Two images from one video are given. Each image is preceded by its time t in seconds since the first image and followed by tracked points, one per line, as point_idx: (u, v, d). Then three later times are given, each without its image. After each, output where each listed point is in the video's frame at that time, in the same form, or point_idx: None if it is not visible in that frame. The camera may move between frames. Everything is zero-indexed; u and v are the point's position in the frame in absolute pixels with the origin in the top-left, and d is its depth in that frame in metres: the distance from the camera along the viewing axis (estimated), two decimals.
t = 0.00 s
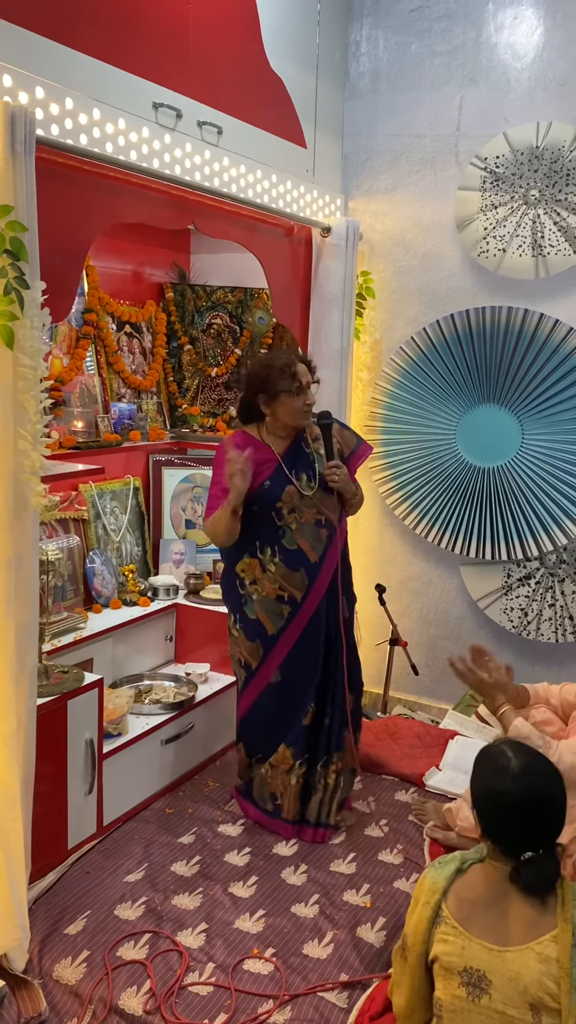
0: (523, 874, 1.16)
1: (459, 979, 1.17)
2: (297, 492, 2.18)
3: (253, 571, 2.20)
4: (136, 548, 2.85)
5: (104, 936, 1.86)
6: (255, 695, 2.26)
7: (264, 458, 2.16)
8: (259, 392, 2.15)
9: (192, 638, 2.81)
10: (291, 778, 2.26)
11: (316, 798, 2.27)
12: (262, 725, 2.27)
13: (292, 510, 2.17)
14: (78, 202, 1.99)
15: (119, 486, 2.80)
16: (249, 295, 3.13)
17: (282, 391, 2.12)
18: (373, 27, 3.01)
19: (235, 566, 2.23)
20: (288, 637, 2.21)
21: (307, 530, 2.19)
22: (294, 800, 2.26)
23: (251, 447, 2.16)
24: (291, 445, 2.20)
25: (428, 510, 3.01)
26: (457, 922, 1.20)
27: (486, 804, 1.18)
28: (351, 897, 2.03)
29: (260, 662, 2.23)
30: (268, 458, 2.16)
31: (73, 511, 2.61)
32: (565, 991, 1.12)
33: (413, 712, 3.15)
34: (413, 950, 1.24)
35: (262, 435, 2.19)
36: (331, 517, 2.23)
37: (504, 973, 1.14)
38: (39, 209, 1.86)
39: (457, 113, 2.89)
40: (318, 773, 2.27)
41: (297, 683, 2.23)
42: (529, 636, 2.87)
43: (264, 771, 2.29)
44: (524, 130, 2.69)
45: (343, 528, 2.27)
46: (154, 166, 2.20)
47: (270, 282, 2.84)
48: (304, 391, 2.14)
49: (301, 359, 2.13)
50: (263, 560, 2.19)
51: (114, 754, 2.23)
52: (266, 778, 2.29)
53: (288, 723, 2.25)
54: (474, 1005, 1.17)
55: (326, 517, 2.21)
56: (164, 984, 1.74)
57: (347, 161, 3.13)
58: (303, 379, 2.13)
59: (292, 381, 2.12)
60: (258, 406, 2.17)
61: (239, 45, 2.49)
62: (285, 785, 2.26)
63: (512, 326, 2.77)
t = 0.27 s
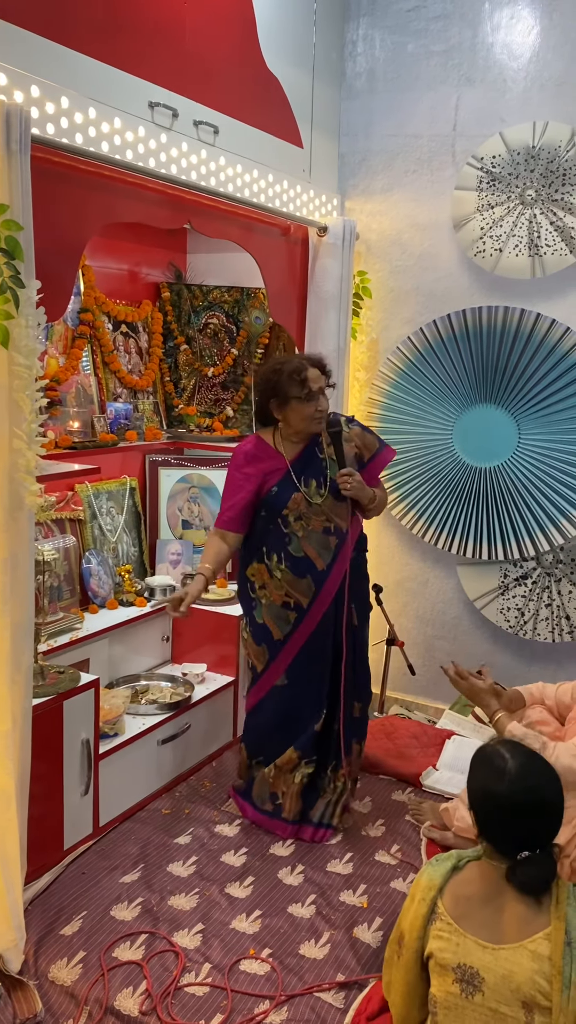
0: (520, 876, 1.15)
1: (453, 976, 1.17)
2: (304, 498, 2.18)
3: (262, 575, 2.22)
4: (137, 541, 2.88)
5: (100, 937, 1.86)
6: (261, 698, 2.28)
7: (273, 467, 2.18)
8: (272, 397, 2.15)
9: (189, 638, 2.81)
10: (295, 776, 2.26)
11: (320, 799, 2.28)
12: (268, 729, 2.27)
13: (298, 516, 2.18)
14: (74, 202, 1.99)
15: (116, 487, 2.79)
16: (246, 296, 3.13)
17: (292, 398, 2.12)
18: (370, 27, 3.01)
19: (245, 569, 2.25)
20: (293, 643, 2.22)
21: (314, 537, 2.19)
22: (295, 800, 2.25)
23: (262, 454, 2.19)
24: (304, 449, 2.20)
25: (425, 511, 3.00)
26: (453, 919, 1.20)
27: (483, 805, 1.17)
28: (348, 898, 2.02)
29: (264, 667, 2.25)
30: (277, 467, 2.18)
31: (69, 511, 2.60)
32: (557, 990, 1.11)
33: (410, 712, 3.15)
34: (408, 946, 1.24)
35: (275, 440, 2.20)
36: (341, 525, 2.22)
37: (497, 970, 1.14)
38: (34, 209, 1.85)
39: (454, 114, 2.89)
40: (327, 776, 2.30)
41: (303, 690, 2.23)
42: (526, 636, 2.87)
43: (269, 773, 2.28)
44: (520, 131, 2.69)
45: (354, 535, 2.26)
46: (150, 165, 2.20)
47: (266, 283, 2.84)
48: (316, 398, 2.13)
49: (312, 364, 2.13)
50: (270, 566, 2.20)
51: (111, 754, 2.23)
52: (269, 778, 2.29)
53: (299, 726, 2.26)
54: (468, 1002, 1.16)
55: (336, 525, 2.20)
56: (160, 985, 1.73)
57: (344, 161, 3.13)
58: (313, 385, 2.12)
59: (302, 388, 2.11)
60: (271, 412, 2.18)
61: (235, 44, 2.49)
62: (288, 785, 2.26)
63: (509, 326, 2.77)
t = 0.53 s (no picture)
0: (517, 875, 1.15)
1: (449, 979, 1.17)
2: (300, 499, 2.18)
3: (259, 574, 2.24)
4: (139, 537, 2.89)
5: (94, 937, 1.86)
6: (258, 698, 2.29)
7: (276, 466, 2.21)
8: (276, 399, 2.17)
9: (184, 638, 2.81)
10: (287, 780, 2.25)
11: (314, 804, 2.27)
12: (263, 732, 2.27)
13: (292, 516, 2.18)
14: (68, 201, 1.98)
15: (111, 487, 2.79)
16: (242, 295, 3.13)
17: (296, 398, 2.14)
18: (365, 27, 3.02)
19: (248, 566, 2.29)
20: (284, 645, 2.22)
21: (308, 540, 2.18)
22: (286, 807, 2.24)
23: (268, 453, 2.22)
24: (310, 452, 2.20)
25: (422, 511, 3.00)
26: (448, 922, 1.19)
27: (480, 805, 1.17)
28: (343, 898, 2.02)
29: (259, 665, 2.27)
30: (279, 466, 2.21)
31: (64, 511, 2.60)
32: (554, 991, 1.12)
33: (405, 712, 3.15)
34: (403, 949, 1.24)
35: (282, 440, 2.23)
36: (339, 530, 2.19)
37: (493, 973, 1.14)
38: (29, 208, 1.85)
39: (449, 114, 2.89)
40: (321, 778, 2.28)
41: (294, 694, 2.22)
42: (521, 636, 2.87)
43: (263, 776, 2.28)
44: (515, 131, 2.69)
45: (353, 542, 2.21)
46: (145, 165, 2.19)
47: (262, 283, 2.84)
48: (319, 401, 2.13)
49: (315, 366, 2.12)
50: (265, 566, 2.22)
51: (106, 754, 2.23)
52: (261, 781, 2.28)
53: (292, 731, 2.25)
54: (465, 1005, 1.16)
55: (331, 529, 2.18)
56: (155, 985, 1.73)
57: (340, 161, 3.13)
58: (316, 387, 2.12)
59: (304, 390, 2.12)
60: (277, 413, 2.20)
61: (230, 44, 2.49)
62: (280, 790, 2.25)
63: (504, 326, 2.77)
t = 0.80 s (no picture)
0: (513, 872, 1.16)
1: (443, 972, 1.18)
2: (292, 492, 2.20)
3: (251, 564, 2.28)
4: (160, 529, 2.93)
5: (92, 935, 1.86)
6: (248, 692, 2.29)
7: (274, 458, 2.26)
8: (278, 392, 2.20)
9: (182, 637, 2.81)
10: (282, 780, 2.23)
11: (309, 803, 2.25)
12: (255, 729, 2.26)
13: (283, 508, 2.21)
14: (66, 200, 1.98)
15: (108, 485, 2.79)
16: (239, 294, 3.14)
17: (293, 392, 2.14)
18: (363, 26, 3.02)
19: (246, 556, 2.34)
20: (267, 636, 2.23)
21: (297, 533, 2.19)
22: (283, 806, 2.23)
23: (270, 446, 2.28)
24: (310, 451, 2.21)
25: (419, 510, 3.01)
26: (443, 916, 1.20)
27: (475, 801, 1.17)
28: (340, 895, 2.03)
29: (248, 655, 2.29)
30: (278, 459, 2.25)
31: (61, 509, 2.60)
32: (545, 988, 1.12)
33: (401, 710, 3.16)
34: (399, 943, 1.25)
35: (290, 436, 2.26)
36: (327, 526, 2.18)
37: (486, 969, 1.15)
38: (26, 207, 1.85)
39: (446, 114, 2.90)
40: (315, 777, 2.26)
41: (277, 688, 2.22)
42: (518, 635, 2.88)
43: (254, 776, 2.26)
44: (513, 130, 2.70)
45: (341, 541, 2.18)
46: (143, 164, 2.19)
47: (259, 282, 2.84)
48: (314, 395, 2.11)
49: (313, 360, 2.12)
50: (257, 555, 2.26)
51: (103, 752, 2.24)
52: (254, 785, 2.26)
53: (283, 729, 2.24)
54: (458, 1000, 1.17)
55: (320, 524, 2.18)
56: (152, 983, 1.73)
57: (337, 160, 3.14)
58: (312, 381, 2.11)
59: (300, 383, 2.12)
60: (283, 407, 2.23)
61: (228, 43, 2.49)
62: (275, 789, 2.24)
63: (501, 326, 2.78)
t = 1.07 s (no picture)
0: (505, 873, 1.16)
1: (440, 975, 1.18)
2: (273, 491, 2.18)
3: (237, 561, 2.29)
4: (161, 529, 2.91)
5: (86, 933, 1.86)
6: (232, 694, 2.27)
7: (265, 457, 2.24)
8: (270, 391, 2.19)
9: (177, 636, 2.81)
10: (270, 791, 2.19)
11: (301, 802, 2.24)
12: (237, 734, 2.23)
13: (264, 508, 2.20)
14: (61, 198, 1.98)
15: (103, 484, 2.79)
16: (235, 292, 3.15)
17: (280, 391, 2.13)
18: (359, 24, 3.02)
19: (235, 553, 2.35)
20: (245, 634, 2.22)
21: (275, 534, 2.17)
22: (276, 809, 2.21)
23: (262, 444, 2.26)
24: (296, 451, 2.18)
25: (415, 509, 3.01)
26: (439, 919, 1.20)
27: (468, 801, 1.17)
28: (335, 894, 2.03)
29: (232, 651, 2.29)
30: (267, 458, 2.23)
31: (56, 507, 2.60)
32: (545, 986, 1.12)
33: (397, 709, 3.17)
34: (394, 948, 1.25)
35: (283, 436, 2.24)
36: (303, 527, 2.14)
37: (485, 969, 1.15)
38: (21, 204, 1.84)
39: (442, 112, 2.89)
40: (304, 777, 2.23)
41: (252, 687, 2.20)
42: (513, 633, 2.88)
43: (240, 786, 2.19)
44: (509, 129, 2.70)
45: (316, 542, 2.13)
46: (139, 161, 2.19)
47: (255, 280, 2.84)
48: (298, 394, 2.09)
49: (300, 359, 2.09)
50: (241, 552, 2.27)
51: (98, 751, 2.23)
52: (244, 797, 2.20)
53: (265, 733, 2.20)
54: (457, 1000, 1.17)
55: (296, 525, 2.14)
56: (147, 982, 1.73)
57: (334, 158, 3.14)
58: (297, 380, 2.09)
59: (286, 382, 2.11)
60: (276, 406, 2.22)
61: (224, 40, 2.48)
62: (265, 798, 2.19)
63: (497, 325, 2.78)
